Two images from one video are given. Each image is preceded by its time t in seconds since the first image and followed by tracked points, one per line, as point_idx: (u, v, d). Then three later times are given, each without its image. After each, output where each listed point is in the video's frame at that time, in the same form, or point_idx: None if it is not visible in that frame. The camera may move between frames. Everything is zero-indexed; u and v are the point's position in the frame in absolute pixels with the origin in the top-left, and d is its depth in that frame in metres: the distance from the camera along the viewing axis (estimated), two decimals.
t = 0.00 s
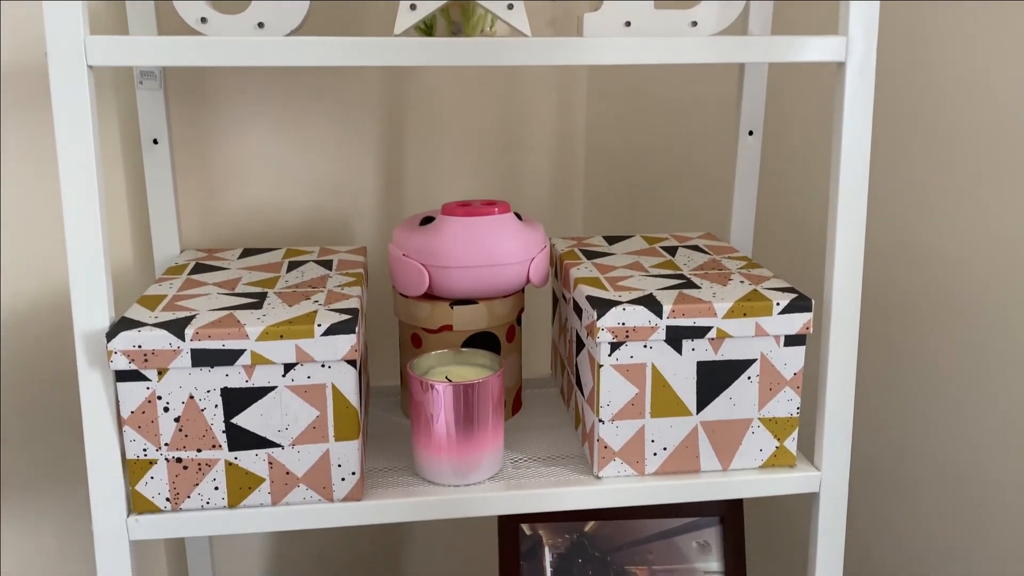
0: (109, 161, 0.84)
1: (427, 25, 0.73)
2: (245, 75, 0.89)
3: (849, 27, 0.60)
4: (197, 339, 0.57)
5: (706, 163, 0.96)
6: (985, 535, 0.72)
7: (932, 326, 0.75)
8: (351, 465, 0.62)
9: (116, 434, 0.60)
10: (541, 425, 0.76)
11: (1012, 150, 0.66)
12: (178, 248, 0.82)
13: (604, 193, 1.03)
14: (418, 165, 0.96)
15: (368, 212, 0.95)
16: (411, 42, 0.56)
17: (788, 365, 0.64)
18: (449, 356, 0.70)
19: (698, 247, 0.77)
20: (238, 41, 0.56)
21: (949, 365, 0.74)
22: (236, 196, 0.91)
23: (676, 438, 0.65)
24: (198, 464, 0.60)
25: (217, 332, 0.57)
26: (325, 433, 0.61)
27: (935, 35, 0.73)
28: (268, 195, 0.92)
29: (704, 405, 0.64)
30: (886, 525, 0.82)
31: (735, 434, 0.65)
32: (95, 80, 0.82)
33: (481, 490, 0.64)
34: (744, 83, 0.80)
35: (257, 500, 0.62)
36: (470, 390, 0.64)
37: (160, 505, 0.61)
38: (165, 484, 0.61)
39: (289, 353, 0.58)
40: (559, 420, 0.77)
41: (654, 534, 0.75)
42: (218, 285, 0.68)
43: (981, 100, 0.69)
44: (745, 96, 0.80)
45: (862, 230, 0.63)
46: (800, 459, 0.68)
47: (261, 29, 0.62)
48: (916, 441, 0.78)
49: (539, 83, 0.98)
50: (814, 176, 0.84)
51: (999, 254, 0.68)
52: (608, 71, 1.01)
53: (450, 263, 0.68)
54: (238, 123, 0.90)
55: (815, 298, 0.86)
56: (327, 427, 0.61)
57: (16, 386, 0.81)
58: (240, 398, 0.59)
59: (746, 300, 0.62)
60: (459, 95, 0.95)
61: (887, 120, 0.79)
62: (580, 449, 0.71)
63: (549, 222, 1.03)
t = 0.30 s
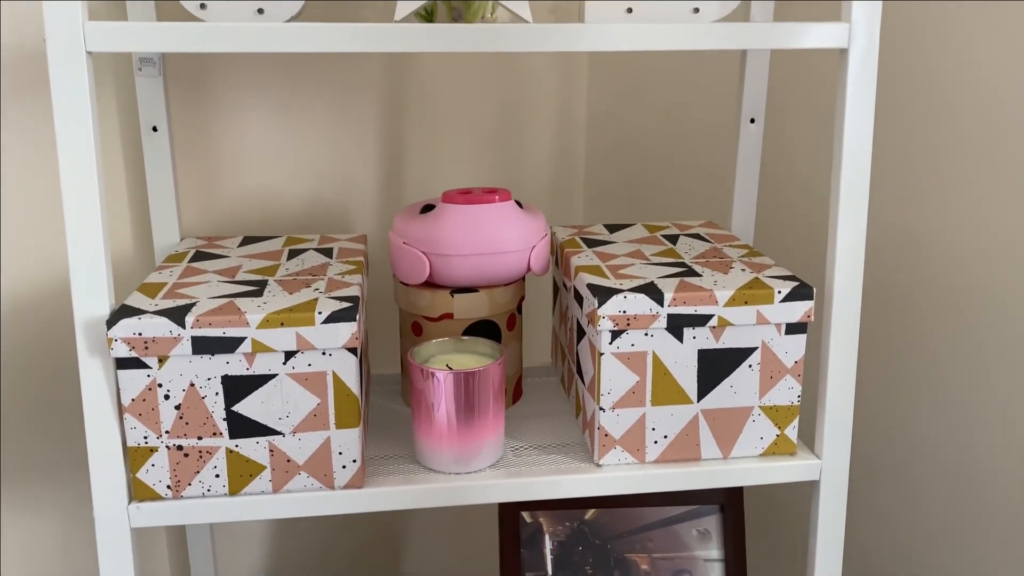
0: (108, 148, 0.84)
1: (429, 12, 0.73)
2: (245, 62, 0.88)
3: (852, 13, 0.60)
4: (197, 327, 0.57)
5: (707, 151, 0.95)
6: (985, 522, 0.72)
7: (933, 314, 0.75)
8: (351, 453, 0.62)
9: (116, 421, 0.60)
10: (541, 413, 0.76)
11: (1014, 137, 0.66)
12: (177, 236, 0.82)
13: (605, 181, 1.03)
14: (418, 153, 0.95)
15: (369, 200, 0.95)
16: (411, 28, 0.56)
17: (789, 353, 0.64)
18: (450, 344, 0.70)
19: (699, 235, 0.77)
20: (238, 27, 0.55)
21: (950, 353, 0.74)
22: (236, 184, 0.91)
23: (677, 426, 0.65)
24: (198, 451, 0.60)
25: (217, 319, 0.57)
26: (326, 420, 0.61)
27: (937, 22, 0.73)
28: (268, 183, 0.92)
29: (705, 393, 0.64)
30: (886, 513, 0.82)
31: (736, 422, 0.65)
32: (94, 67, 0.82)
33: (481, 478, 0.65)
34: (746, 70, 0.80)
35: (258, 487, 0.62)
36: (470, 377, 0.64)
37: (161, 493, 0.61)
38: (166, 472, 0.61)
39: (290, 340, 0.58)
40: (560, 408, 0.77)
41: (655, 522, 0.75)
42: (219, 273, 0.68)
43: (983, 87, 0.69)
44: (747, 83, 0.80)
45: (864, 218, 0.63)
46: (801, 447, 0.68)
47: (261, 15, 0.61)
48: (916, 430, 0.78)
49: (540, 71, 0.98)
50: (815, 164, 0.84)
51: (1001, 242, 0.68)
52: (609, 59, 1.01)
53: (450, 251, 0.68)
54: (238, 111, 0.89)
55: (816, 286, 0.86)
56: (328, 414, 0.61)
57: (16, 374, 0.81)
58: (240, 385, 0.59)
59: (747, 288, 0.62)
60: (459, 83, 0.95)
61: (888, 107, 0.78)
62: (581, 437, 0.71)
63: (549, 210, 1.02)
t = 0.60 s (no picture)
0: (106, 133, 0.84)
1: None
2: (244, 48, 0.88)
3: None
4: (196, 313, 0.57)
5: (708, 138, 0.95)
6: (985, 509, 0.72)
7: (933, 301, 0.75)
8: (351, 439, 0.62)
9: (116, 408, 0.59)
10: (541, 401, 0.76)
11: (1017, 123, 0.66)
12: (177, 223, 0.82)
13: (605, 169, 1.03)
14: (417, 140, 0.95)
15: (368, 187, 0.94)
16: (411, 11, 0.56)
17: (790, 340, 0.64)
18: (450, 331, 0.69)
19: (699, 223, 0.76)
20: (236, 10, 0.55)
21: (951, 340, 0.74)
22: (235, 171, 0.91)
23: (677, 413, 0.65)
24: (198, 438, 0.60)
25: (216, 306, 0.57)
26: (326, 407, 0.61)
27: (940, 7, 0.72)
28: (267, 169, 0.91)
29: (705, 380, 0.64)
30: (886, 500, 0.82)
31: (737, 409, 0.65)
32: (91, 52, 0.81)
33: (481, 465, 0.64)
34: (748, 56, 0.79)
35: (258, 474, 0.62)
36: (470, 364, 0.64)
37: (160, 479, 0.61)
38: (166, 459, 0.60)
39: (289, 327, 0.58)
40: (560, 396, 0.77)
41: (654, 510, 0.75)
42: (217, 259, 0.68)
43: (986, 72, 0.68)
44: (748, 70, 0.79)
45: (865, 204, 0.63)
46: (801, 435, 0.68)
47: None
48: (916, 417, 0.78)
49: (540, 57, 0.97)
50: (818, 150, 0.83)
51: (1003, 228, 0.68)
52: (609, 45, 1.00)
53: (450, 238, 0.68)
54: (236, 97, 0.89)
55: (817, 274, 0.85)
56: (327, 401, 0.61)
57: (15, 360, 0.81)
58: (239, 372, 0.59)
59: (749, 275, 0.62)
60: (459, 69, 0.94)
61: (890, 93, 0.78)
62: (581, 424, 0.71)
63: (549, 197, 1.02)
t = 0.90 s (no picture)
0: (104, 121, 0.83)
1: None
2: (242, 35, 0.87)
3: None
4: (195, 302, 0.57)
5: (709, 126, 0.95)
6: (984, 498, 0.72)
7: (934, 290, 0.75)
8: (351, 428, 0.62)
9: (115, 396, 0.59)
10: (542, 390, 0.76)
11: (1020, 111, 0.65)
12: (176, 211, 0.81)
13: (606, 157, 1.02)
14: (417, 128, 0.94)
15: (368, 176, 0.94)
16: None
17: (791, 329, 0.63)
18: (450, 320, 0.69)
19: (700, 211, 0.76)
20: None
21: (950, 329, 0.73)
22: (234, 159, 0.90)
23: (678, 402, 0.65)
24: (198, 427, 0.60)
25: (215, 294, 0.57)
26: (325, 396, 0.61)
27: None
28: (266, 158, 0.91)
29: (706, 369, 0.64)
30: (886, 489, 0.82)
31: (738, 397, 0.65)
32: (89, 40, 0.81)
33: (481, 454, 0.64)
34: (749, 44, 0.79)
35: (258, 463, 0.61)
36: (470, 352, 0.64)
37: (160, 468, 0.61)
38: (165, 447, 0.60)
39: (289, 316, 0.58)
40: (561, 385, 0.77)
41: (654, 499, 0.75)
42: (217, 248, 0.68)
43: (988, 59, 0.68)
44: (750, 57, 0.79)
45: (867, 192, 0.62)
46: (802, 424, 0.67)
47: None
48: (916, 406, 0.78)
49: (540, 45, 0.97)
50: (819, 138, 0.83)
51: (1004, 216, 0.68)
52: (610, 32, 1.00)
53: (450, 226, 0.67)
54: (235, 85, 0.88)
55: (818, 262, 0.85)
56: (327, 390, 0.61)
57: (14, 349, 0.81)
58: (239, 360, 0.59)
59: (750, 263, 0.62)
60: (458, 56, 0.94)
61: (892, 81, 0.77)
62: (582, 413, 0.71)
63: (550, 186, 1.02)
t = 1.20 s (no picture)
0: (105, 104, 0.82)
1: None
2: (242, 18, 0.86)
3: None
4: (196, 286, 0.56)
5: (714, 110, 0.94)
6: (988, 485, 0.71)
7: (939, 276, 0.74)
8: (354, 414, 0.61)
9: (116, 381, 0.59)
10: (545, 375, 0.76)
11: None
12: (176, 196, 0.81)
13: (610, 142, 1.01)
14: (419, 112, 0.94)
15: (370, 161, 0.93)
16: None
17: (797, 315, 0.63)
18: (453, 305, 0.69)
19: (705, 196, 0.75)
20: None
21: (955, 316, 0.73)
22: (235, 144, 0.90)
23: (682, 388, 0.64)
24: (200, 412, 0.60)
25: (216, 279, 0.56)
26: (328, 381, 0.60)
27: None
28: (267, 142, 0.90)
29: (711, 354, 0.63)
30: (889, 476, 0.81)
31: (743, 383, 0.64)
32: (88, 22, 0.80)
33: (485, 439, 0.64)
34: (755, 27, 0.78)
35: (261, 448, 0.61)
36: (474, 338, 0.64)
37: (162, 453, 0.61)
38: (167, 433, 0.60)
39: (291, 300, 0.57)
40: (564, 371, 0.76)
41: (658, 484, 0.75)
42: (218, 232, 0.67)
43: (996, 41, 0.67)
44: (756, 40, 0.78)
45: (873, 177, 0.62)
46: (807, 409, 0.67)
47: None
48: (921, 392, 0.77)
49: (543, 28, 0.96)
50: (826, 123, 0.82)
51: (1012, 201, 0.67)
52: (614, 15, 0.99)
53: (454, 211, 0.67)
54: (236, 69, 0.88)
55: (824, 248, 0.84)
56: (330, 375, 0.60)
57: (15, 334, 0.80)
58: (241, 345, 0.59)
59: (756, 248, 0.61)
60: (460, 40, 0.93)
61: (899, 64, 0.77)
62: (585, 399, 0.70)
63: (553, 171, 1.01)
